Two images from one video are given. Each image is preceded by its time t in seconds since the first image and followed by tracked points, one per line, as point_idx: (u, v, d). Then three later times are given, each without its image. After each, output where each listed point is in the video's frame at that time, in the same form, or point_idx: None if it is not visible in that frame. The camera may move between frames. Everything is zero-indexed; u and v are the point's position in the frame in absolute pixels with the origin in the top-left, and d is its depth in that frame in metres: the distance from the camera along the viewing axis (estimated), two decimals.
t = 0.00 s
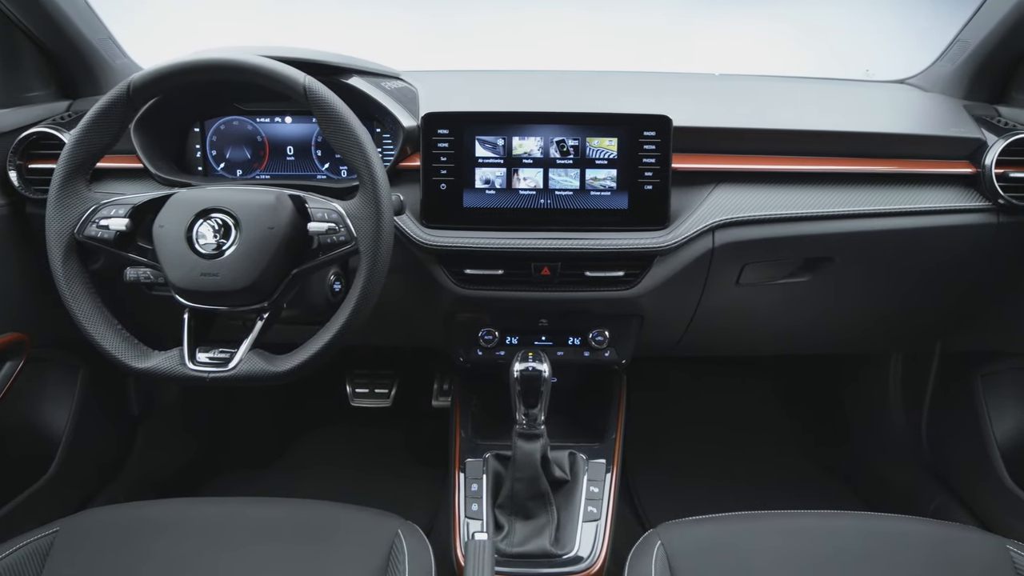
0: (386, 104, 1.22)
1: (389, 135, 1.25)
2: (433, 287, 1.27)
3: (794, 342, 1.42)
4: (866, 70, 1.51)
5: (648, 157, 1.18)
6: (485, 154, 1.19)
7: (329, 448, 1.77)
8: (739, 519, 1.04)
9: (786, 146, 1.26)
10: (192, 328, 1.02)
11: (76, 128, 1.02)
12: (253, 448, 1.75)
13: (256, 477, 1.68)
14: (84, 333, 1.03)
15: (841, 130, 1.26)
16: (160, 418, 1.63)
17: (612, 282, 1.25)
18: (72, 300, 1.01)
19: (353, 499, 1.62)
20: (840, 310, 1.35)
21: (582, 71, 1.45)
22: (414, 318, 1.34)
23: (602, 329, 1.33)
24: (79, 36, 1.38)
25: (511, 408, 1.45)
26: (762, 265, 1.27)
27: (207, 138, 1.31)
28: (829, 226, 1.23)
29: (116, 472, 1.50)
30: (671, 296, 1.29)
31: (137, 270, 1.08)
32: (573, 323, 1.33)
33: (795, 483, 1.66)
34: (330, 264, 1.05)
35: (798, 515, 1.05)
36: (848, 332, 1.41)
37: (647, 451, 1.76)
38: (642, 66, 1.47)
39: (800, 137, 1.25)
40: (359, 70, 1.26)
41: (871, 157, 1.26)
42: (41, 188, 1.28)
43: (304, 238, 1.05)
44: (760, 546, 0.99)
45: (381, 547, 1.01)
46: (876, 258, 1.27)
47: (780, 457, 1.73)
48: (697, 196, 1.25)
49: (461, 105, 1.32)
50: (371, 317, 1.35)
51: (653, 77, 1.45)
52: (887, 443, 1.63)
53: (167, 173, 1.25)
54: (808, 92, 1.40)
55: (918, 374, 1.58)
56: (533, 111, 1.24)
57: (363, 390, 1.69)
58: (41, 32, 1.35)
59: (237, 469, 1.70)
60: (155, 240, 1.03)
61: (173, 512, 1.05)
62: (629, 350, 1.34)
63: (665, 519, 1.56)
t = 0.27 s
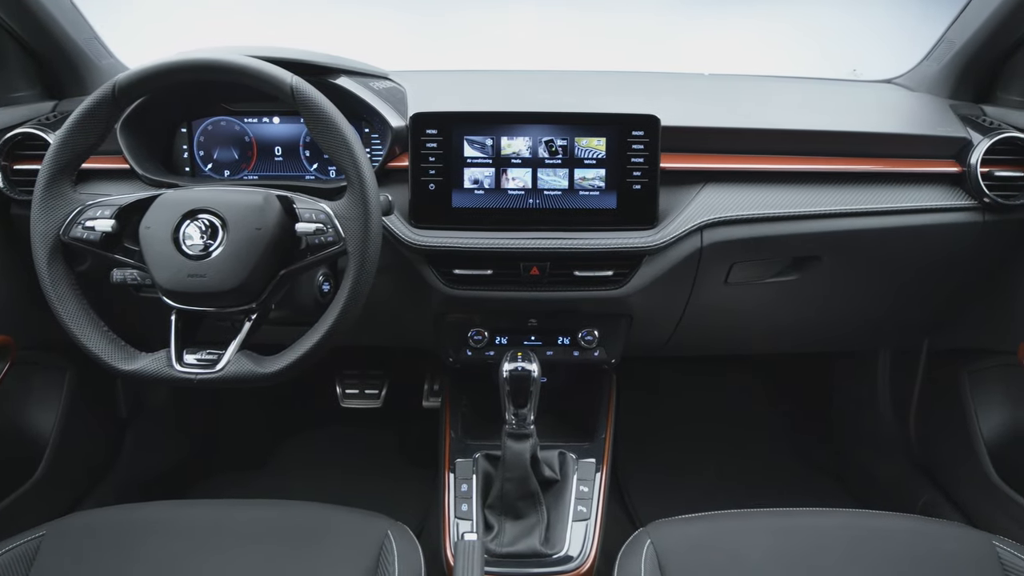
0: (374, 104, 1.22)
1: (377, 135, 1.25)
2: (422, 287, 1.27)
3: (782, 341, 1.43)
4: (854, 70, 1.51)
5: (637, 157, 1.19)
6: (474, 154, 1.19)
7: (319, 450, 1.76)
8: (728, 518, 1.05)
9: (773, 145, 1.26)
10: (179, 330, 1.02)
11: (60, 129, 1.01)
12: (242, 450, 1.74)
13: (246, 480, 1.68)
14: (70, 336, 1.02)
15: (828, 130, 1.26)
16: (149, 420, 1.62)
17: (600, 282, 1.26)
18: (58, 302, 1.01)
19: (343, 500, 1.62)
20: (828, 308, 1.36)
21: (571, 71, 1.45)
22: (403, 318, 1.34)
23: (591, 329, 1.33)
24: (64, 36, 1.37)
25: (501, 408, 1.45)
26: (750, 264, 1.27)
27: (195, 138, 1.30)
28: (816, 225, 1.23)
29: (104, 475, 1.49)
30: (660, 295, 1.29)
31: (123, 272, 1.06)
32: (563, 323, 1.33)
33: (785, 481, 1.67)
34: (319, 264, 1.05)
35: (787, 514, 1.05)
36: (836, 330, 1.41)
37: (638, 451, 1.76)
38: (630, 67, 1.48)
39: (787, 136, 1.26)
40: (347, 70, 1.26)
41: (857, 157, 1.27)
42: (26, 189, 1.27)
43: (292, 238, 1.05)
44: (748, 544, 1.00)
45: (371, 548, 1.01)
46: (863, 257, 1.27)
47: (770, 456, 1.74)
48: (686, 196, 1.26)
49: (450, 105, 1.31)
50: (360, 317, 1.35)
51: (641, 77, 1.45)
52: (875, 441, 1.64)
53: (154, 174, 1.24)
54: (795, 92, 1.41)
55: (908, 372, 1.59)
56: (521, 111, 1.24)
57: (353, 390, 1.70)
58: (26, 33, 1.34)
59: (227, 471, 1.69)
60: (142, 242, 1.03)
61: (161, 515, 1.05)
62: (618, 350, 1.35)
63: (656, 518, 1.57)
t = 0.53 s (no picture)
0: (364, 105, 1.22)
1: (367, 135, 1.25)
2: (412, 288, 1.27)
3: (772, 340, 1.43)
4: (843, 69, 1.51)
5: (627, 156, 1.19)
6: (464, 154, 1.19)
7: (311, 451, 1.76)
8: (719, 516, 1.05)
9: (763, 145, 1.27)
10: (168, 332, 1.01)
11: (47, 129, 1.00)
12: (233, 451, 1.73)
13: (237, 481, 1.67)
14: (58, 338, 1.01)
15: (817, 130, 1.27)
16: (139, 422, 1.61)
17: (591, 282, 1.26)
18: (45, 304, 1.00)
19: (335, 502, 1.61)
20: (818, 307, 1.36)
21: (561, 71, 1.45)
22: (394, 318, 1.33)
23: (582, 328, 1.33)
24: (52, 36, 1.36)
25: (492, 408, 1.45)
26: (740, 264, 1.28)
27: (184, 139, 1.29)
28: (806, 224, 1.24)
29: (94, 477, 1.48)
30: (651, 295, 1.29)
31: (112, 273, 1.05)
32: (553, 323, 1.33)
33: (776, 480, 1.68)
34: (308, 265, 1.04)
35: (777, 512, 1.06)
36: (826, 329, 1.42)
37: (629, 450, 1.77)
38: (620, 67, 1.48)
39: (776, 136, 1.26)
40: (336, 70, 1.25)
41: (846, 156, 1.28)
42: (14, 190, 1.27)
43: (281, 239, 1.04)
44: (739, 543, 1.00)
45: (362, 549, 1.01)
46: (852, 256, 1.28)
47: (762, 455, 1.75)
48: (676, 195, 1.26)
49: (440, 105, 1.31)
50: (351, 318, 1.35)
51: (631, 77, 1.45)
52: (865, 439, 1.65)
53: (144, 175, 1.23)
54: (785, 92, 1.41)
55: (898, 370, 1.59)
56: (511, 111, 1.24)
57: (345, 392, 1.70)
58: (13, 33, 1.33)
59: (218, 473, 1.69)
60: (130, 243, 1.02)
61: (150, 517, 1.04)
62: (609, 349, 1.35)
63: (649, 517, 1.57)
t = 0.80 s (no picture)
0: (353, 105, 1.22)
1: (356, 136, 1.25)
2: (402, 288, 1.27)
3: (761, 339, 1.44)
4: (831, 68, 1.52)
5: (616, 156, 1.19)
6: (453, 154, 1.19)
7: (302, 452, 1.75)
8: (708, 515, 1.05)
9: (751, 145, 1.27)
10: (156, 333, 1.01)
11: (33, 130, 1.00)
12: (223, 453, 1.73)
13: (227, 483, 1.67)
14: (44, 340, 1.00)
15: (805, 129, 1.28)
16: (128, 424, 1.61)
17: (581, 281, 1.26)
18: (31, 305, 0.99)
19: (326, 503, 1.61)
20: (807, 306, 1.37)
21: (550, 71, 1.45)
22: (384, 319, 1.33)
23: (572, 328, 1.33)
24: (38, 37, 1.35)
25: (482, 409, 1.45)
26: (729, 263, 1.28)
27: (171, 139, 1.28)
28: (794, 223, 1.24)
29: (83, 479, 1.48)
30: (640, 294, 1.29)
31: (100, 274, 1.05)
32: (543, 323, 1.33)
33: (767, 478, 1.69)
34: (297, 266, 1.04)
35: (766, 510, 1.06)
36: (815, 327, 1.43)
37: (621, 449, 1.77)
38: (608, 67, 1.48)
39: (765, 136, 1.27)
40: (325, 70, 1.25)
41: (834, 156, 1.28)
42: None
43: (270, 239, 1.04)
44: (729, 541, 1.00)
45: (352, 550, 1.01)
46: (840, 255, 1.29)
47: (752, 453, 1.75)
48: (665, 195, 1.26)
49: (429, 104, 1.31)
50: (341, 319, 1.34)
51: (620, 77, 1.45)
52: (854, 436, 1.66)
53: (131, 176, 1.23)
54: (773, 92, 1.41)
55: (887, 368, 1.60)
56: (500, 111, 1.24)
57: (335, 393, 1.68)
58: None
59: (208, 474, 1.68)
60: (117, 244, 1.02)
61: (139, 520, 1.04)
62: (598, 349, 1.35)
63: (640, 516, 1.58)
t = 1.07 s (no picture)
0: (342, 105, 1.21)
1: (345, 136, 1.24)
2: (392, 289, 1.26)
3: (751, 338, 1.45)
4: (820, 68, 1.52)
5: (605, 156, 1.19)
6: (443, 154, 1.19)
7: (293, 453, 1.75)
8: (699, 513, 1.06)
9: (741, 144, 1.27)
10: (144, 335, 1.00)
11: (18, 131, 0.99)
12: (213, 455, 1.72)
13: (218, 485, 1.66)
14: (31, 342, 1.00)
15: (794, 129, 1.28)
16: (117, 426, 1.60)
17: (571, 281, 1.26)
18: (18, 307, 0.98)
19: (317, 504, 1.61)
20: (797, 304, 1.37)
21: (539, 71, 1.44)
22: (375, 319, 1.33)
23: (562, 328, 1.33)
24: (24, 37, 1.34)
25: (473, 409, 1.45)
26: (719, 262, 1.28)
27: (159, 139, 1.27)
28: (783, 222, 1.25)
29: (71, 482, 1.47)
30: (631, 294, 1.30)
31: (87, 275, 1.05)
32: (534, 323, 1.33)
33: (757, 477, 1.69)
34: (286, 267, 1.04)
35: (756, 508, 1.06)
36: (804, 326, 1.43)
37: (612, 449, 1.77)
38: (598, 67, 1.48)
39: (754, 135, 1.27)
40: (314, 70, 1.25)
41: (823, 155, 1.29)
42: None
43: (259, 240, 1.04)
44: (719, 539, 1.00)
45: (342, 551, 1.00)
46: (829, 254, 1.29)
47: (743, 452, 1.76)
48: (655, 194, 1.27)
49: (419, 104, 1.31)
50: (331, 319, 1.34)
51: (610, 76, 1.45)
52: (844, 434, 1.67)
53: (118, 176, 1.23)
54: (761, 91, 1.41)
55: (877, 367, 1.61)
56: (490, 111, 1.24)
57: (326, 394, 1.67)
58: None
59: (198, 476, 1.67)
60: (104, 245, 1.01)
61: (128, 523, 1.03)
62: (589, 349, 1.35)
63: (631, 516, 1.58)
